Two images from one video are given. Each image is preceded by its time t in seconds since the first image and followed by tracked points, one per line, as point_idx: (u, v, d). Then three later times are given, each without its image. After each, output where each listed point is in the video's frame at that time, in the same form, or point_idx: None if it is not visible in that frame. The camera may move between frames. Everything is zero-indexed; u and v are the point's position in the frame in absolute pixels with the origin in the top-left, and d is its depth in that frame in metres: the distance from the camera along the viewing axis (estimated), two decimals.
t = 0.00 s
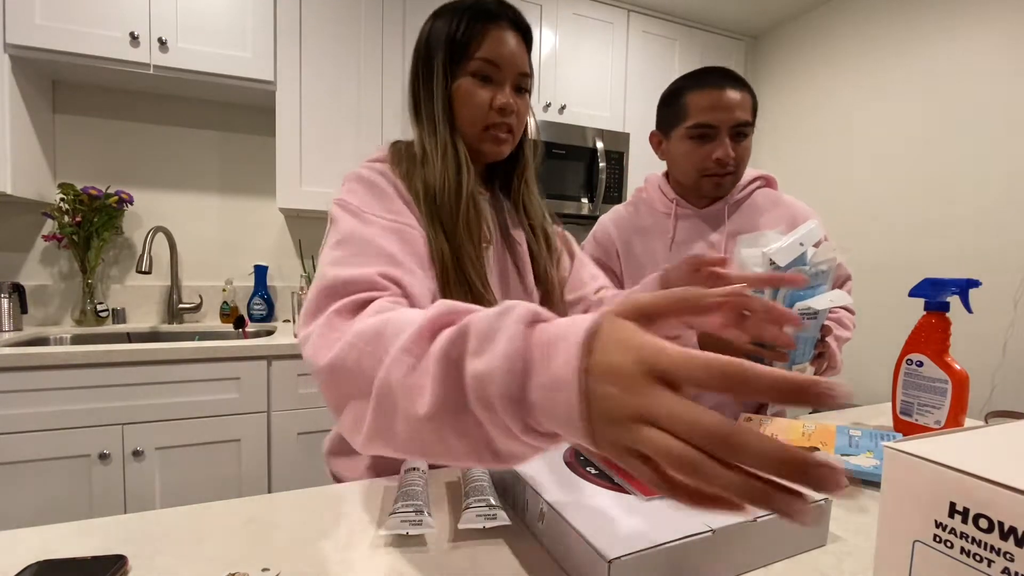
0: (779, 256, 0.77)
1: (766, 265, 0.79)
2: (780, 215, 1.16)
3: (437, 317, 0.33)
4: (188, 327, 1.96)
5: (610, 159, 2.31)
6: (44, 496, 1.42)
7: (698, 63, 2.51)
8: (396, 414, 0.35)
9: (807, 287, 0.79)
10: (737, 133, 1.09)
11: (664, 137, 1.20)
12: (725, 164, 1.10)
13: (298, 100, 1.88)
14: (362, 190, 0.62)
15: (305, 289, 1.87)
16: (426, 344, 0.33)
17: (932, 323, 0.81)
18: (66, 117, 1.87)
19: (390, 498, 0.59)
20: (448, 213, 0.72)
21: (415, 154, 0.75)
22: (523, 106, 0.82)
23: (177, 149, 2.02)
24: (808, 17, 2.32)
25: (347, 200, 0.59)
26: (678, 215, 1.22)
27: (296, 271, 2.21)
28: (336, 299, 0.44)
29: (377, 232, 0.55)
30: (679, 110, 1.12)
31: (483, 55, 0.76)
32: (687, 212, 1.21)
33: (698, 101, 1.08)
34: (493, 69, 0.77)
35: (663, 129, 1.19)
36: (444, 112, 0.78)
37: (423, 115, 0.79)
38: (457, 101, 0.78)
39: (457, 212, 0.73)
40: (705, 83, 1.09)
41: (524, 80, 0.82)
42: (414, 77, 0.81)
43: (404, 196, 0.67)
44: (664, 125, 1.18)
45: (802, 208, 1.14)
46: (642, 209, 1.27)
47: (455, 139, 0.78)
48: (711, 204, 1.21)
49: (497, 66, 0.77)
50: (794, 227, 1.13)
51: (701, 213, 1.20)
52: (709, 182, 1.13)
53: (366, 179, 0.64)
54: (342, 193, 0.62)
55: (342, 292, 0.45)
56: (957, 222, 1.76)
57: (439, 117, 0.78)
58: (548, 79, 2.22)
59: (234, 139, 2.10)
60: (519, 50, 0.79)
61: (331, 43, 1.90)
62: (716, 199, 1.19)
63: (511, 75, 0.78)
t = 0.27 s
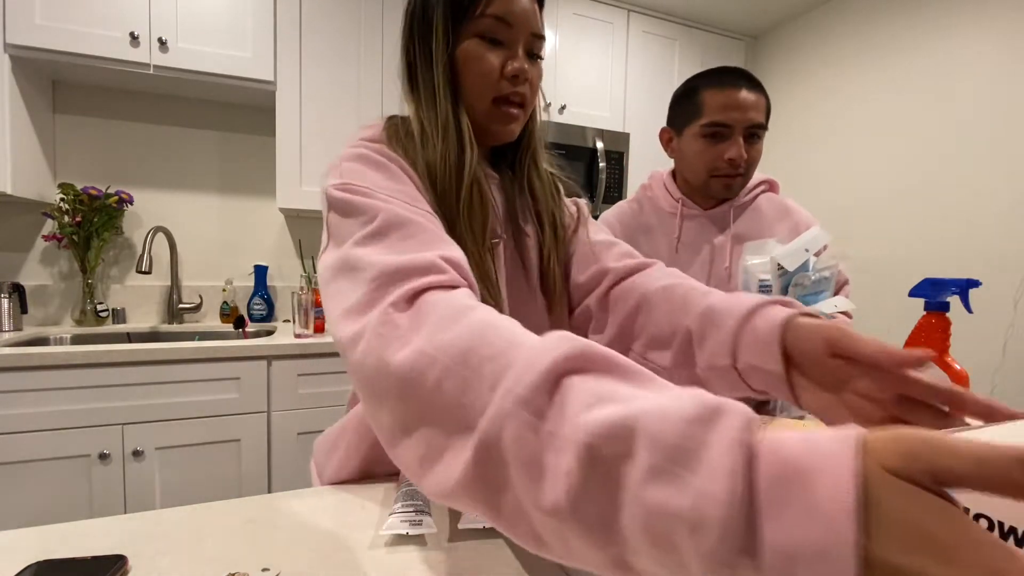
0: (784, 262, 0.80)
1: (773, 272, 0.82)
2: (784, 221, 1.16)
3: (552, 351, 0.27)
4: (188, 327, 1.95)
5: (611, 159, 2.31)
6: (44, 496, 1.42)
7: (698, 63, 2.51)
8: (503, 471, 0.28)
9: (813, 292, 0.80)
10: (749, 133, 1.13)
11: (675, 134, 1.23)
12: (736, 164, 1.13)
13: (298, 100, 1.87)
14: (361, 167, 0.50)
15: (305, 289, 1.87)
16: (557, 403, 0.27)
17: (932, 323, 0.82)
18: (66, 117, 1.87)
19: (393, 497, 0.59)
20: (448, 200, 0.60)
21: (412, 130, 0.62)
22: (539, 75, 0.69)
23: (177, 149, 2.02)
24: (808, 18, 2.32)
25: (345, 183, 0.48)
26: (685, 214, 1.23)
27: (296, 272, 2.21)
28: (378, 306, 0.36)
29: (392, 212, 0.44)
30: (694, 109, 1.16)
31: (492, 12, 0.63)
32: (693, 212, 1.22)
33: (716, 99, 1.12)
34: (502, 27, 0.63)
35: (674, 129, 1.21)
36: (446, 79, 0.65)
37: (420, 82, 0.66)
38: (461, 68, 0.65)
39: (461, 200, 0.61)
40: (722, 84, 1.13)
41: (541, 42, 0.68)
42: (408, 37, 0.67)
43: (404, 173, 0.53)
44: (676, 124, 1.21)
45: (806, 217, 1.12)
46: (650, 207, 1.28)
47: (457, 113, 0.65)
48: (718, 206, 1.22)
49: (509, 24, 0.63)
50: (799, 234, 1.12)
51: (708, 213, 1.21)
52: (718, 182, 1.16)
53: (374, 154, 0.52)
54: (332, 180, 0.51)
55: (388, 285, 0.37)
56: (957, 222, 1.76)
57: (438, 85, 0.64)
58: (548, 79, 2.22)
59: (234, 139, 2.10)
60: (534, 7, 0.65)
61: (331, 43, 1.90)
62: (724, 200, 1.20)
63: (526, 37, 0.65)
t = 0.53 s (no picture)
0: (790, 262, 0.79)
1: (778, 270, 0.81)
2: (785, 225, 1.19)
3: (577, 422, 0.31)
4: (188, 327, 1.95)
5: (611, 159, 2.31)
6: (44, 496, 1.42)
7: (698, 63, 2.51)
8: (530, 546, 0.31)
9: (813, 295, 0.81)
10: (756, 132, 1.15)
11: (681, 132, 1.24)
12: (742, 161, 1.14)
13: (298, 100, 1.87)
14: (362, 177, 0.51)
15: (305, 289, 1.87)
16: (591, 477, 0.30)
17: (932, 323, 0.82)
18: (66, 117, 1.87)
19: (393, 498, 0.59)
20: (448, 195, 0.59)
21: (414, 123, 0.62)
22: (548, 70, 0.68)
23: (177, 149, 2.02)
24: (808, 17, 2.32)
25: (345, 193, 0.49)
26: (689, 214, 1.23)
27: (296, 272, 2.21)
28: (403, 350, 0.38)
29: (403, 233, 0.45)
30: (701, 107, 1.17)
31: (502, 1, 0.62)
32: (697, 212, 1.22)
33: (722, 97, 1.14)
34: (512, 19, 0.62)
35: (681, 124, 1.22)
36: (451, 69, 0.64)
37: (424, 71, 0.65)
38: (468, 58, 0.64)
39: (461, 193, 0.60)
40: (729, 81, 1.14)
41: (551, 35, 0.67)
42: (411, 23, 0.66)
43: (402, 176, 0.54)
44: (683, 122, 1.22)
45: (806, 218, 1.15)
46: (654, 206, 1.26)
47: (461, 103, 0.64)
48: (721, 207, 1.23)
49: (519, 15, 0.62)
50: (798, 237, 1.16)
51: (712, 213, 1.22)
52: (723, 180, 1.16)
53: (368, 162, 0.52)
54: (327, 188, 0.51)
55: (408, 327, 0.39)
56: (957, 222, 1.76)
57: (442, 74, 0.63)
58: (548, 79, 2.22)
59: (234, 139, 2.09)
60: None
61: (331, 43, 1.90)
62: (728, 200, 1.21)
63: (537, 29, 0.64)
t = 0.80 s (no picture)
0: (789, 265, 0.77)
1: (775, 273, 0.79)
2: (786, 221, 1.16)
3: (495, 315, 0.32)
4: (188, 327, 1.95)
5: (611, 159, 2.31)
6: (44, 496, 1.42)
7: (698, 63, 2.51)
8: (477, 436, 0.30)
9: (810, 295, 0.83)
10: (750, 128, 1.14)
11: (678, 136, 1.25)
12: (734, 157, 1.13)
13: (298, 100, 1.87)
14: (350, 184, 0.53)
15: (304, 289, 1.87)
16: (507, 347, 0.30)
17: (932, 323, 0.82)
18: (66, 117, 1.87)
19: (392, 497, 0.59)
20: (436, 200, 0.62)
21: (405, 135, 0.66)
22: (538, 76, 0.71)
23: (177, 149, 2.02)
24: (808, 17, 2.32)
25: (335, 201, 0.51)
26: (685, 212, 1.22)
27: (296, 272, 2.21)
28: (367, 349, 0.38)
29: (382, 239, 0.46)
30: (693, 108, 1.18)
31: (488, 14, 0.65)
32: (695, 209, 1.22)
33: (711, 97, 1.15)
34: (497, 30, 0.65)
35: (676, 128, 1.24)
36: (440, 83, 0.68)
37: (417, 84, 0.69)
38: (457, 70, 0.68)
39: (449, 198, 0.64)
40: (719, 81, 1.15)
41: (540, 42, 0.69)
42: (406, 39, 0.71)
43: (395, 185, 0.57)
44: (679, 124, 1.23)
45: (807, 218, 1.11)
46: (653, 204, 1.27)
47: (450, 115, 0.69)
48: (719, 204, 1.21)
49: (504, 25, 0.65)
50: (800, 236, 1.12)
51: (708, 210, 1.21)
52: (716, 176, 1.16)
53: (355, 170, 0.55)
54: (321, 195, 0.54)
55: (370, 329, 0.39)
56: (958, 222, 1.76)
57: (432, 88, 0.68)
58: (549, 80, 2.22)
59: (234, 139, 2.10)
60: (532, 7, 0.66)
61: (331, 43, 1.90)
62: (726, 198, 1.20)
63: (523, 38, 0.67)
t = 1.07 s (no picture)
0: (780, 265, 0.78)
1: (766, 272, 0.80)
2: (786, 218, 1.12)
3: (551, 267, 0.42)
4: (188, 327, 1.95)
5: (611, 159, 2.31)
6: (44, 496, 1.42)
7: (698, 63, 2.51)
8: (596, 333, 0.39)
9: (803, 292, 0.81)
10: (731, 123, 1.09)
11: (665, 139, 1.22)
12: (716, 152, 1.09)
13: (298, 100, 1.87)
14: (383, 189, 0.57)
15: (304, 289, 1.87)
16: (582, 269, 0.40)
17: (931, 323, 0.82)
18: (66, 117, 1.87)
19: (392, 499, 0.59)
20: (447, 209, 0.63)
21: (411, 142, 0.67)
22: (520, 84, 0.73)
23: (177, 149, 2.02)
24: (808, 17, 2.32)
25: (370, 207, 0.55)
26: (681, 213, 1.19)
27: (296, 271, 2.21)
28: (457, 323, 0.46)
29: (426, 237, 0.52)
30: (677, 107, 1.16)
31: (466, 35, 0.67)
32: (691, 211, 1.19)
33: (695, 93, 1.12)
34: (476, 48, 0.68)
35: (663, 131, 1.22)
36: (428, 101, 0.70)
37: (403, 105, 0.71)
38: (443, 90, 0.71)
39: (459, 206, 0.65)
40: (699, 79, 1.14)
41: (519, 53, 0.72)
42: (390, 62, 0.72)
43: (420, 190, 0.60)
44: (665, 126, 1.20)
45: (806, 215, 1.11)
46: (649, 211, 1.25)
47: (444, 131, 0.70)
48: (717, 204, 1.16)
49: (482, 43, 0.68)
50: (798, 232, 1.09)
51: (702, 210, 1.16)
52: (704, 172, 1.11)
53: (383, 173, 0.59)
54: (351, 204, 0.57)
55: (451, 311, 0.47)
56: (958, 222, 1.76)
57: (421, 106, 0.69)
58: (548, 79, 2.22)
59: (234, 139, 2.10)
60: (505, 21, 0.69)
61: (331, 43, 1.90)
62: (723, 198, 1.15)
63: (501, 52, 0.69)
